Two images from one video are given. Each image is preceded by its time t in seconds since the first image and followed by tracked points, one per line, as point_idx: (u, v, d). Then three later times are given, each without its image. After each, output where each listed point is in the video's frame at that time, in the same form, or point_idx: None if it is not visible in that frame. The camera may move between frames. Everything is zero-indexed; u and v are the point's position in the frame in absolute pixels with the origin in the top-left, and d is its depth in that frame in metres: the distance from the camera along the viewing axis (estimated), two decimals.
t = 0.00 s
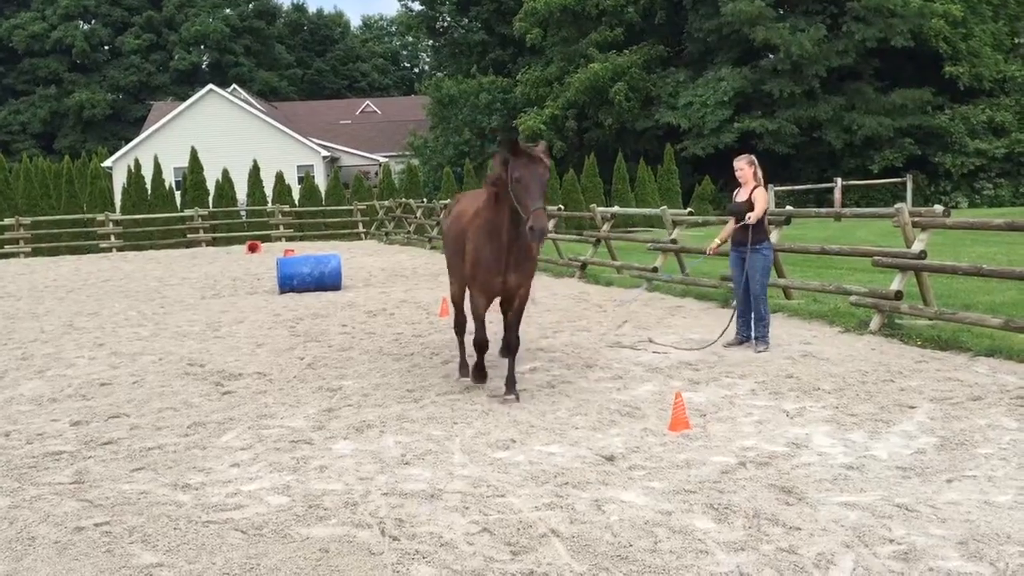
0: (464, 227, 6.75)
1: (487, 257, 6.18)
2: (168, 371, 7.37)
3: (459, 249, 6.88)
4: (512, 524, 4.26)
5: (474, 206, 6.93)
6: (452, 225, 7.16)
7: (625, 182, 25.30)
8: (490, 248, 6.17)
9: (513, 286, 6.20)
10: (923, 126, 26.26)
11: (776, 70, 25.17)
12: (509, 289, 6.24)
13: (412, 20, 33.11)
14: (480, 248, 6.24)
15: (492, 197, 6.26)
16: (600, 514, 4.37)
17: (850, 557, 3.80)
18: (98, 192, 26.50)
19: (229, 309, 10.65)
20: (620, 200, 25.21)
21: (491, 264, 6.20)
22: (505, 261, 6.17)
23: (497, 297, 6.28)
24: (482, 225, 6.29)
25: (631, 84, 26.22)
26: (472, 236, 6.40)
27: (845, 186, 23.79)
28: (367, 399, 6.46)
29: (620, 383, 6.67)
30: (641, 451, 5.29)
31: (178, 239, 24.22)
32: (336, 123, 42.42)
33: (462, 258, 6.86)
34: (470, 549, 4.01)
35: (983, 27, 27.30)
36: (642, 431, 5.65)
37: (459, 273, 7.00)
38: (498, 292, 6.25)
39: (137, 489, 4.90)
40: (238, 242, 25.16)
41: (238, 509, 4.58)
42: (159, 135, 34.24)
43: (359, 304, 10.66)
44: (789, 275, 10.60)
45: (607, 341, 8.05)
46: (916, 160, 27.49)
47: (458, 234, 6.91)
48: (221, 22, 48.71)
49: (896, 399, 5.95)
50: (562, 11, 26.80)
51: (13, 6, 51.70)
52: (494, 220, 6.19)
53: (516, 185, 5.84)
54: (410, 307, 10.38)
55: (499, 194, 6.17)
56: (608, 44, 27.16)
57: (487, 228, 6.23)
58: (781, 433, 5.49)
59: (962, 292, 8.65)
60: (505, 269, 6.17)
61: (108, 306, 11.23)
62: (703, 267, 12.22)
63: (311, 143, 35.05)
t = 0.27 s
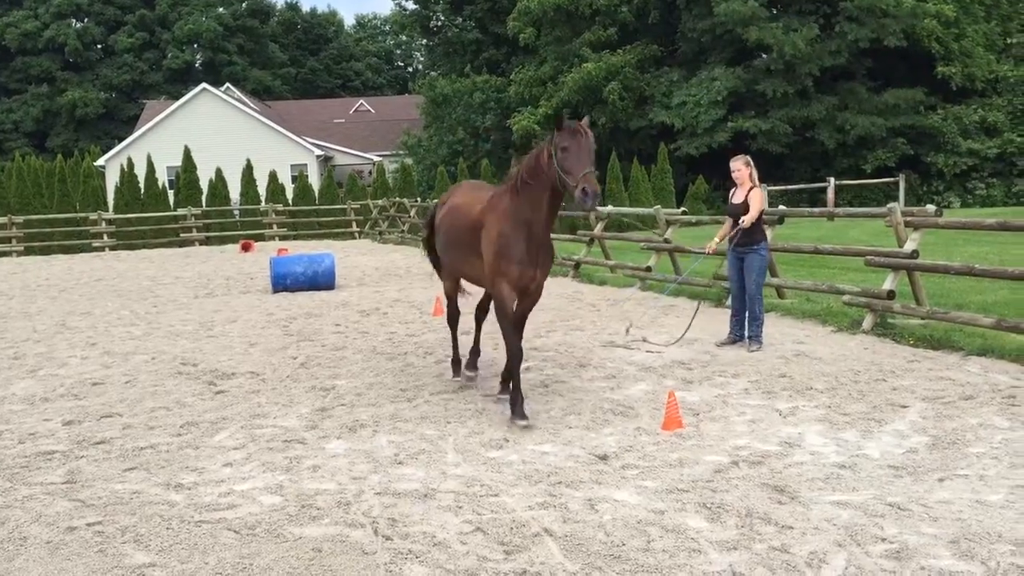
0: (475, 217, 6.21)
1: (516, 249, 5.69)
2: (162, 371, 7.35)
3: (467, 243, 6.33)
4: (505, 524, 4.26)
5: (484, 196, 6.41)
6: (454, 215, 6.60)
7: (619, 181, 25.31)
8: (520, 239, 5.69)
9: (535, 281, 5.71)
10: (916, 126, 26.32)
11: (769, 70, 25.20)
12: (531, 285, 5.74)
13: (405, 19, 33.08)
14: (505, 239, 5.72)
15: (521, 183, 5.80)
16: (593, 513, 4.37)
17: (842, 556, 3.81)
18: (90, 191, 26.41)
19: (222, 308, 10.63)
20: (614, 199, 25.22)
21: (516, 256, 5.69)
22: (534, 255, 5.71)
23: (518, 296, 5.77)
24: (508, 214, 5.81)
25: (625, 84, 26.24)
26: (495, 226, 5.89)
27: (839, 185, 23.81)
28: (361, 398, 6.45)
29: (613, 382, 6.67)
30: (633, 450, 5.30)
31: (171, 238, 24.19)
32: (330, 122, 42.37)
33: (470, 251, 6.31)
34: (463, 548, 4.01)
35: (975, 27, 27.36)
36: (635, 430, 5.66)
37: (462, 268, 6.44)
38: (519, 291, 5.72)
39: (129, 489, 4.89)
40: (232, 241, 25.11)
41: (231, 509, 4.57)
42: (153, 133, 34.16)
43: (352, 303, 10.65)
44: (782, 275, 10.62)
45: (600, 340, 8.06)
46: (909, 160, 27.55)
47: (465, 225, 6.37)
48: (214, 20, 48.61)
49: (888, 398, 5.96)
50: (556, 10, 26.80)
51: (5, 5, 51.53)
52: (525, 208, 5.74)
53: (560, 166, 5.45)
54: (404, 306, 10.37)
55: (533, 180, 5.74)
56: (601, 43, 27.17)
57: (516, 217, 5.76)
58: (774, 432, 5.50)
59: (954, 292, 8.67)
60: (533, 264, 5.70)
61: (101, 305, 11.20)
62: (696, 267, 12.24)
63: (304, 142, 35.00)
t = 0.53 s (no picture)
0: (487, 215, 5.78)
1: (541, 249, 5.32)
2: (150, 369, 7.32)
3: (471, 242, 5.86)
4: (495, 522, 4.25)
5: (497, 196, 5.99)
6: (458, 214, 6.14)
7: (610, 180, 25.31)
8: (547, 240, 5.32)
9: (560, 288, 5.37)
10: (906, 125, 26.41)
11: (759, 69, 25.24)
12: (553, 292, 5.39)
13: (396, 17, 33.02)
14: (536, 240, 5.33)
15: (553, 185, 5.45)
16: (583, 511, 4.37)
17: (831, 553, 3.82)
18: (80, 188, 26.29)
19: (211, 306, 10.60)
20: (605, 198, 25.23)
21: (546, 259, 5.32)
22: (559, 261, 5.37)
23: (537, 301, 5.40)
24: (535, 214, 5.42)
25: (616, 82, 26.26)
26: (516, 224, 5.48)
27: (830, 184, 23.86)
28: (351, 397, 6.45)
29: (603, 380, 6.68)
30: (624, 448, 5.30)
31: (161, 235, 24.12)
32: (320, 119, 42.28)
33: (473, 252, 5.86)
34: (453, 547, 4.01)
35: (965, 26, 27.44)
36: (625, 428, 5.66)
37: (463, 271, 5.98)
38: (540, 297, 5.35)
39: (117, 488, 4.87)
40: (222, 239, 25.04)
41: (220, 508, 4.56)
42: (143, 131, 34.02)
43: (342, 301, 10.63)
44: (772, 274, 10.64)
45: (591, 339, 8.06)
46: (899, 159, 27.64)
47: (471, 225, 5.91)
48: (204, 17, 48.45)
49: (877, 396, 5.98)
50: (546, 8, 26.79)
51: None
52: (557, 210, 5.38)
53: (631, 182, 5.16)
54: (394, 304, 10.35)
55: (570, 182, 5.41)
56: (592, 42, 27.20)
57: (545, 217, 5.38)
58: (764, 430, 5.51)
59: (943, 290, 8.70)
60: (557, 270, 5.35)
61: (90, 303, 11.16)
62: (686, 265, 12.25)
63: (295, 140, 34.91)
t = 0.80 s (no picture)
0: (517, 218, 5.42)
1: (581, 252, 4.97)
2: (135, 366, 7.29)
3: (501, 247, 5.49)
4: (481, 519, 4.25)
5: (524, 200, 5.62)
6: (481, 218, 5.77)
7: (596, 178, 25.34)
8: (590, 239, 4.96)
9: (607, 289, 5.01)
10: (891, 124, 26.56)
11: (745, 68, 25.31)
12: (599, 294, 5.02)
13: (382, 14, 32.96)
14: (577, 241, 4.99)
15: (590, 180, 5.12)
16: (569, 508, 4.37)
17: (816, 549, 3.83)
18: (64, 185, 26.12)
19: (197, 303, 10.56)
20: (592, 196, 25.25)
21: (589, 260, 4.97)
22: (603, 260, 4.99)
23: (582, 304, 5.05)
24: (573, 214, 5.07)
25: (602, 80, 26.30)
26: (552, 226, 5.12)
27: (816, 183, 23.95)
28: (337, 394, 6.43)
29: (589, 377, 6.69)
30: (609, 445, 5.31)
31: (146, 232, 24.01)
32: (307, 116, 42.15)
33: (504, 259, 5.50)
34: (439, 544, 4.00)
35: (949, 25, 27.59)
36: (611, 425, 5.67)
37: (493, 277, 5.63)
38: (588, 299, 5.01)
39: (102, 485, 4.84)
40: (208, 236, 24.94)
41: (205, 505, 4.54)
42: (129, 128, 33.83)
43: (328, 299, 10.61)
44: (758, 272, 10.67)
45: (577, 336, 8.07)
46: (884, 158, 27.79)
47: (499, 228, 5.54)
48: (189, 13, 48.24)
49: (861, 393, 6.01)
50: (533, 5, 26.79)
51: None
52: (597, 207, 5.03)
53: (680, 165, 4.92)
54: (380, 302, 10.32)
55: (609, 177, 5.07)
56: (578, 40, 27.24)
57: (584, 216, 5.03)
58: (749, 427, 5.53)
59: (927, 288, 8.75)
60: (602, 269, 4.99)
61: (74, 300, 11.11)
62: (672, 263, 12.28)
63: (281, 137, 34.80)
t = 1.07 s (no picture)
0: (557, 212, 5.19)
1: (640, 246, 4.92)
2: (114, 364, 7.23)
3: (535, 242, 5.23)
4: (463, 517, 4.25)
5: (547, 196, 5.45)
6: (507, 213, 5.46)
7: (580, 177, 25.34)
8: (649, 232, 4.96)
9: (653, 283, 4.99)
10: (873, 123, 26.73)
11: (727, 67, 25.38)
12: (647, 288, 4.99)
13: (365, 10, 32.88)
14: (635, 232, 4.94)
15: (640, 175, 5.14)
16: (550, 506, 4.37)
17: (796, 546, 3.85)
18: (44, 182, 25.88)
19: (177, 301, 10.50)
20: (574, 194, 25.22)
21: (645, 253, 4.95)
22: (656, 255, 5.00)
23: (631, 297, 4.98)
24: (632, 210, 5.01)
25: (586, 78, 26.33)
26: (604, 220, 4.99)
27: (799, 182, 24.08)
28: (319, 392, 6.41)
29: (572, 375, 6.69)
30: (592, 443, 5.32)
31: (127, 230, 23.84)
32: (289, 113, 41.98)
33: (532, 253, 5.24)
34: (420, 543, 3.99)
35: (930, 25, 27.75)
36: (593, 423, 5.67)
37: (514, 274, 5.34)
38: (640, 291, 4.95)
39: (81, 484, 4.81)
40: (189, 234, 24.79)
41: (185, 504, 4.51)
42: (110, 125, 33.57)
43: (309, 296, 10.58)
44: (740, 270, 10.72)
45: (559, 334, 8.07)
46: (865, 157, 27.97)
47: (529, 221, 5.29)
48: (170, 9, 47.96)
49: (842, 391, 6.04)
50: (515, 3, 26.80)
51: None
52: (656, 207, 5.03)
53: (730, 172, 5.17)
54: (362, 299, 10.31)
55: (669, 178, 5.10)
56: (561, 38, 27.27)
57: (644, 213, 5.00)
58: (730, 424, 5.55)
59: (908, 287, 8.80)
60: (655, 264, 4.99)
61: (52, 298, 11.02)
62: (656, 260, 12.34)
63: (263, 134, 34.64)
